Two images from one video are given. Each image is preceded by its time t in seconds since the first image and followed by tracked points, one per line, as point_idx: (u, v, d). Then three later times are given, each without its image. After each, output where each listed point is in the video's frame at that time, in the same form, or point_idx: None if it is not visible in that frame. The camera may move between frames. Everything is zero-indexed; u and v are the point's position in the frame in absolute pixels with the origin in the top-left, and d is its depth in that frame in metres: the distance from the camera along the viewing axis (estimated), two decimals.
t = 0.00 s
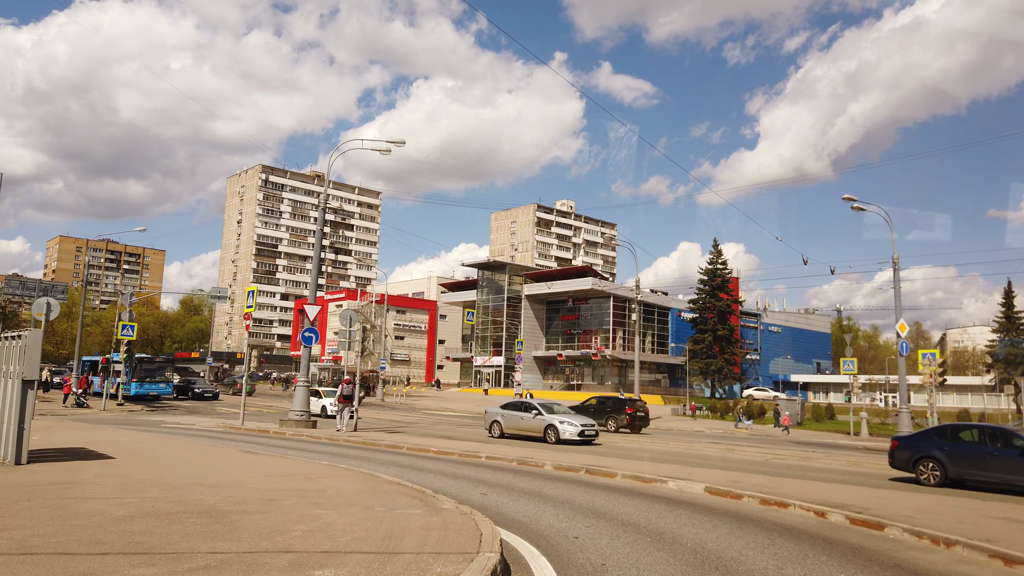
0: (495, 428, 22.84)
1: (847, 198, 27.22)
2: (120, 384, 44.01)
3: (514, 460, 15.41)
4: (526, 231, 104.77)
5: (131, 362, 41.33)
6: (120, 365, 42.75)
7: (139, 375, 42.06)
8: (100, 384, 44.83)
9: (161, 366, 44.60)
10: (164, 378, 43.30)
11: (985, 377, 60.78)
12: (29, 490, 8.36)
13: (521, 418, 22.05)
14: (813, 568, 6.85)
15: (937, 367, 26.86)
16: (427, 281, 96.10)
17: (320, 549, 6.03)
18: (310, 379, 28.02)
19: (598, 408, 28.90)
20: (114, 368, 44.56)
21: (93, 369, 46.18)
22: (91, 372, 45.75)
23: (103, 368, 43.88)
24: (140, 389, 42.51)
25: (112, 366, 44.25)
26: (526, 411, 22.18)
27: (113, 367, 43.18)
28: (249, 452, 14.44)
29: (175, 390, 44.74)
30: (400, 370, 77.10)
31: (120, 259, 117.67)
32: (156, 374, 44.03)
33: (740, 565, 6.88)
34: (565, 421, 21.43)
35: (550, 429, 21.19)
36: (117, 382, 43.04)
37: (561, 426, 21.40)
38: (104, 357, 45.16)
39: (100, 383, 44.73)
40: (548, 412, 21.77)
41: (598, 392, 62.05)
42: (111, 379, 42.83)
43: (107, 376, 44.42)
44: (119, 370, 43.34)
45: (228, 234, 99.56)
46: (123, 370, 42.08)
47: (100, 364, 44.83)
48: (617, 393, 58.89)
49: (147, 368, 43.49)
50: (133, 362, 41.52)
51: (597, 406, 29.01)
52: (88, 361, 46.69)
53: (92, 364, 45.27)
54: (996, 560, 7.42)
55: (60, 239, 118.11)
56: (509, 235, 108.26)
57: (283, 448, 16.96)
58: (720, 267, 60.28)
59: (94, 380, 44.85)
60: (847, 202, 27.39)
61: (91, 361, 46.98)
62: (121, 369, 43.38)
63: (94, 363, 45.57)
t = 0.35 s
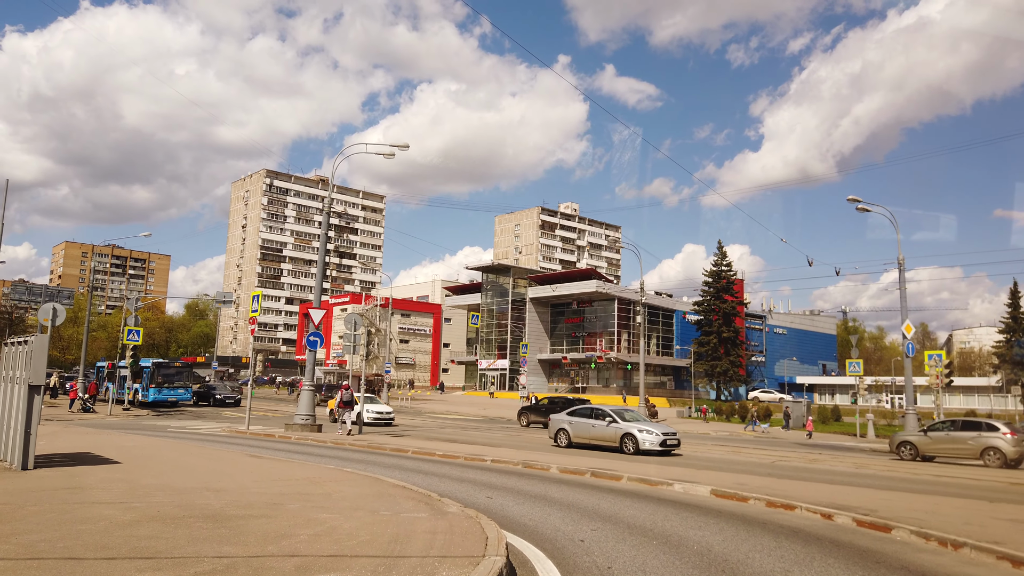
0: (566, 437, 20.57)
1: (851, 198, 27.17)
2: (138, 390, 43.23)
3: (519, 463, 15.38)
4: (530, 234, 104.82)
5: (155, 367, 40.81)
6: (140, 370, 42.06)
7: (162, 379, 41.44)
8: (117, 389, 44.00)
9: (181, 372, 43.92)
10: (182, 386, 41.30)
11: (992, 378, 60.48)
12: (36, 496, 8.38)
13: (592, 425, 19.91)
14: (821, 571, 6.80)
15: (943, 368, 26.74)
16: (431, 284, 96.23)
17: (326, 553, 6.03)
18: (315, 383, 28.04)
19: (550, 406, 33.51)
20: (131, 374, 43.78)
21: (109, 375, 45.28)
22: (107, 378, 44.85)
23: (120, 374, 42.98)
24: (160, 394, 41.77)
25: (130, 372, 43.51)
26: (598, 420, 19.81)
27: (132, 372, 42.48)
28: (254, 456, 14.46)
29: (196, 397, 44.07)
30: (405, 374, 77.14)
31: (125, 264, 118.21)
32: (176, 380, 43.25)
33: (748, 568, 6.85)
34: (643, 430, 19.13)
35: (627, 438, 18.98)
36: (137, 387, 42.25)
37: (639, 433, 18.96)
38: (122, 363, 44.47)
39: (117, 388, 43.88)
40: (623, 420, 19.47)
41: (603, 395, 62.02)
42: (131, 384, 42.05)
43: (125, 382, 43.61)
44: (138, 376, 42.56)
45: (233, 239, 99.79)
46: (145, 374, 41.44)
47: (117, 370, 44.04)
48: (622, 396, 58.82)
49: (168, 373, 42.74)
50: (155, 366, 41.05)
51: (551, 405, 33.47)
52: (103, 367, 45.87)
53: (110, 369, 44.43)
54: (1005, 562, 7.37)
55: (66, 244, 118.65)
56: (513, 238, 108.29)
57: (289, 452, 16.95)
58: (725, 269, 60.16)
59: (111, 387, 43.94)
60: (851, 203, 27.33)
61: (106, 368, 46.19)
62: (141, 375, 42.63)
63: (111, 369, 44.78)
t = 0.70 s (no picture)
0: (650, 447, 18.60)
1: (853, 199, 27.13)
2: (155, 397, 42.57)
3: (523, 466, 15.38)
4: (532, 236, 104.83)
5: (172, 373, 40.24)
6: (157, 376, 41.50)
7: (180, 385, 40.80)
8: (133, 396, 43.46)
9: (198, 377, 43.34)
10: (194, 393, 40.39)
11: (997, 379, 60.21)
12: (40, 501, 8.40)
13: (679, 434, 18.05)
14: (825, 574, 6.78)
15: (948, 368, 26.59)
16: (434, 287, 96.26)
17: (331, 557, 6.03)
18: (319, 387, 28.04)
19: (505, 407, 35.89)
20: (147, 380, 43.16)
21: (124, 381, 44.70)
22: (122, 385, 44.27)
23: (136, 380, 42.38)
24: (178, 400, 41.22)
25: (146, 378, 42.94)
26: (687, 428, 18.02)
27: (149, 378, 41.86)
28: (257, 460, 14.45)
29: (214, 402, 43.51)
30: (408, 377, 77.12)
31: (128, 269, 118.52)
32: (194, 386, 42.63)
33: (752, 571, 6.83)
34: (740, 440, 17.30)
35: (723, 448, 17.08)
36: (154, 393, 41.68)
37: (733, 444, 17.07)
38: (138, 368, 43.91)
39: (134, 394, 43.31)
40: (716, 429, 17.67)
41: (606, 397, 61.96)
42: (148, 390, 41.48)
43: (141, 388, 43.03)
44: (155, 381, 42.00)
45: (236, 243, 99.98)
46: (162, 380, 40.87)
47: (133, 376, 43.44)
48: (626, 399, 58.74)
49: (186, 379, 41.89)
50: (173, 372, 40.50)
51: (505, 405, 36.01)
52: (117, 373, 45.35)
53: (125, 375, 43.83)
54: (1011, 563, 7.35)
55: (70, 250, 119.00)
56: (516, 241, 108.30)
57: (293, 456, 16.95)
58: (728, 271, 60.13)
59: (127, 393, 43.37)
60: (854, 204, 27.28)
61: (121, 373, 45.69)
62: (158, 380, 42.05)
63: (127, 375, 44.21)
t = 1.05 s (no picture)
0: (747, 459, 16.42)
1: (856, 201, 27.12)
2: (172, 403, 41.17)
3: (526, 469, 15.36)
4: (535, 239, 104.85)
5: (190, 379, 39.10)
6: (174, 382, 40.49)
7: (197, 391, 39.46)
8: (149, 402, 42.45)
9: (215, 383, 42.29)
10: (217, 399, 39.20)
11: (1002, 380, 59.95)
12: (44, 506, 8.40)
13: (788, 444, 15.80)
14: None
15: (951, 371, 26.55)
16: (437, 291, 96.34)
17: (335, 561, 6.02)
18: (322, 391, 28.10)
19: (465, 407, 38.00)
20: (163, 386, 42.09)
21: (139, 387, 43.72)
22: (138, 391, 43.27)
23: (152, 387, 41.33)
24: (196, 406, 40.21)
25: (162, 384, 41.90)
26: (795, 438, 15.76)
27: (166, 383, 40.83)
28: (261, 465, 14.46)
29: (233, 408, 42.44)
30: (411, 381, 77.11)
31: (132, 274, 118.87)
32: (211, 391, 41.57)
33: (757, 574, 6.81)
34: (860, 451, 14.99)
35: (843, 460, 14.76)
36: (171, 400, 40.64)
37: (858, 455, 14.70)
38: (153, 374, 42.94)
39: (150, 401, 42.27)
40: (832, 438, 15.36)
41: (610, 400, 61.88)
42: (164, 396, 40.44)
43: (157, 394, 41.97)
44: (172, 387, 40.97)
45: (239, 247, 100.12)
46: (180, 386, 39.88)
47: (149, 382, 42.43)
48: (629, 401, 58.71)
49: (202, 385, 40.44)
50: (191, 378, 39.52)
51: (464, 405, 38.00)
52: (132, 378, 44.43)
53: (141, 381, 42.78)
54: (1017, 565, 7.32)
55: (73, 255, 119.39)
56: (518, 244, 108.35)
57: (296, 460, 16.95)
58: (730, 273, 60.14)
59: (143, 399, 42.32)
60: (856, 205, 27.25)
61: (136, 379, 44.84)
62: (175, 386, 41.01)
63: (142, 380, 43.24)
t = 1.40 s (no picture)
0: (876, 471, 14.39)
1: (858, 202, 27.08)
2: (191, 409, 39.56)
3: (530, 473, 15.34)
4: (537, 242, 104.87)
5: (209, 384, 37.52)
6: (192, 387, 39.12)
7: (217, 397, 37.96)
8: (165, 408, 41.00)
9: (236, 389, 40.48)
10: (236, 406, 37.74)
11: (1006, 381, 59.79)
12: (48, 511, 8.41)
13: (928, 455, 13.80)
14: None
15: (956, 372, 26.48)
16: (439, 294, 96.43)
17: (338, 566, 6.00)
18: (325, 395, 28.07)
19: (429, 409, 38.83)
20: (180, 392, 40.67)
21: (155, 392, 42.30)
22: (154, 395, 41.84)
23: (169, 392, 39.91)
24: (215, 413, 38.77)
25: (178, 390, 40.51)
26: (936, 447, 13.78)
27: (184, 389, 39.45)
28: (264, 469, 14.46)
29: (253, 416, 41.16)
30: (414, 384, 77.08)
31: (135, 279, 119.05)
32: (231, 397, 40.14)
33: None
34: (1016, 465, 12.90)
35: (1000, 473, 12.70)
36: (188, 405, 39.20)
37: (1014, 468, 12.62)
38: (169, 380, 41.57)
39: (166, 406, 40.83)
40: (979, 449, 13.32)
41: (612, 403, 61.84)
42: (182, 401, 39.03)
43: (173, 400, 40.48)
44: (189, 393, 39.59)
45: (241, 252, 100.30)
46: (199, 392, 38.49)
47: (165, 387, 41.02)
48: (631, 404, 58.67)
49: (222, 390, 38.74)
50: (211, 383, 38.27)
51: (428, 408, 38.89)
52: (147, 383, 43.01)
53: (156, 386, 41.33)
54: None
55: (76, 260, 119.63)
56: (520, 247, 108.45)
57: (300, 464, 16.95)
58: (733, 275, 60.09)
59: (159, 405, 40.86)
60: (859, 206, 27.24)
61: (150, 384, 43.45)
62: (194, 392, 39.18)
63: (158, 386, 41.83)
